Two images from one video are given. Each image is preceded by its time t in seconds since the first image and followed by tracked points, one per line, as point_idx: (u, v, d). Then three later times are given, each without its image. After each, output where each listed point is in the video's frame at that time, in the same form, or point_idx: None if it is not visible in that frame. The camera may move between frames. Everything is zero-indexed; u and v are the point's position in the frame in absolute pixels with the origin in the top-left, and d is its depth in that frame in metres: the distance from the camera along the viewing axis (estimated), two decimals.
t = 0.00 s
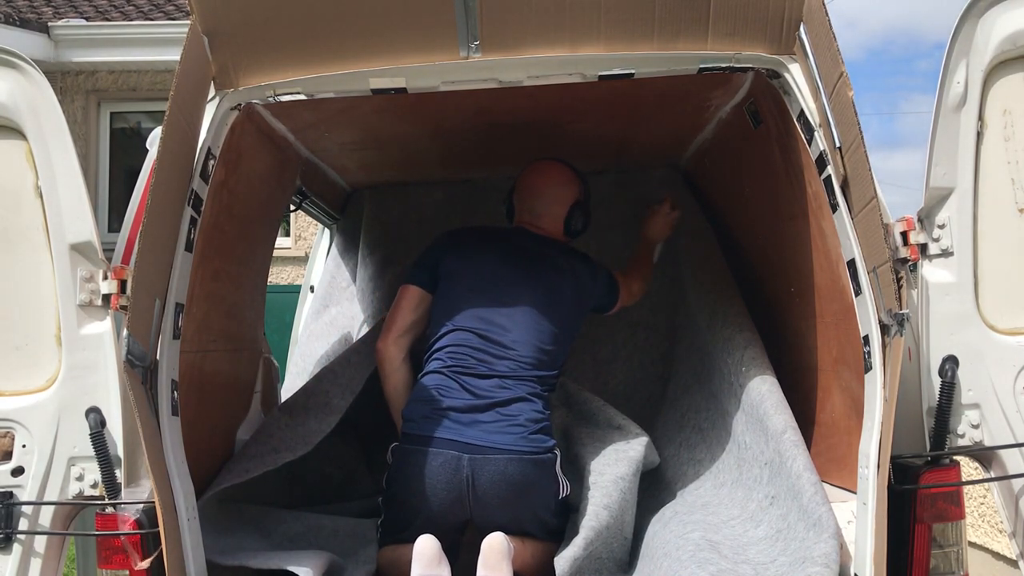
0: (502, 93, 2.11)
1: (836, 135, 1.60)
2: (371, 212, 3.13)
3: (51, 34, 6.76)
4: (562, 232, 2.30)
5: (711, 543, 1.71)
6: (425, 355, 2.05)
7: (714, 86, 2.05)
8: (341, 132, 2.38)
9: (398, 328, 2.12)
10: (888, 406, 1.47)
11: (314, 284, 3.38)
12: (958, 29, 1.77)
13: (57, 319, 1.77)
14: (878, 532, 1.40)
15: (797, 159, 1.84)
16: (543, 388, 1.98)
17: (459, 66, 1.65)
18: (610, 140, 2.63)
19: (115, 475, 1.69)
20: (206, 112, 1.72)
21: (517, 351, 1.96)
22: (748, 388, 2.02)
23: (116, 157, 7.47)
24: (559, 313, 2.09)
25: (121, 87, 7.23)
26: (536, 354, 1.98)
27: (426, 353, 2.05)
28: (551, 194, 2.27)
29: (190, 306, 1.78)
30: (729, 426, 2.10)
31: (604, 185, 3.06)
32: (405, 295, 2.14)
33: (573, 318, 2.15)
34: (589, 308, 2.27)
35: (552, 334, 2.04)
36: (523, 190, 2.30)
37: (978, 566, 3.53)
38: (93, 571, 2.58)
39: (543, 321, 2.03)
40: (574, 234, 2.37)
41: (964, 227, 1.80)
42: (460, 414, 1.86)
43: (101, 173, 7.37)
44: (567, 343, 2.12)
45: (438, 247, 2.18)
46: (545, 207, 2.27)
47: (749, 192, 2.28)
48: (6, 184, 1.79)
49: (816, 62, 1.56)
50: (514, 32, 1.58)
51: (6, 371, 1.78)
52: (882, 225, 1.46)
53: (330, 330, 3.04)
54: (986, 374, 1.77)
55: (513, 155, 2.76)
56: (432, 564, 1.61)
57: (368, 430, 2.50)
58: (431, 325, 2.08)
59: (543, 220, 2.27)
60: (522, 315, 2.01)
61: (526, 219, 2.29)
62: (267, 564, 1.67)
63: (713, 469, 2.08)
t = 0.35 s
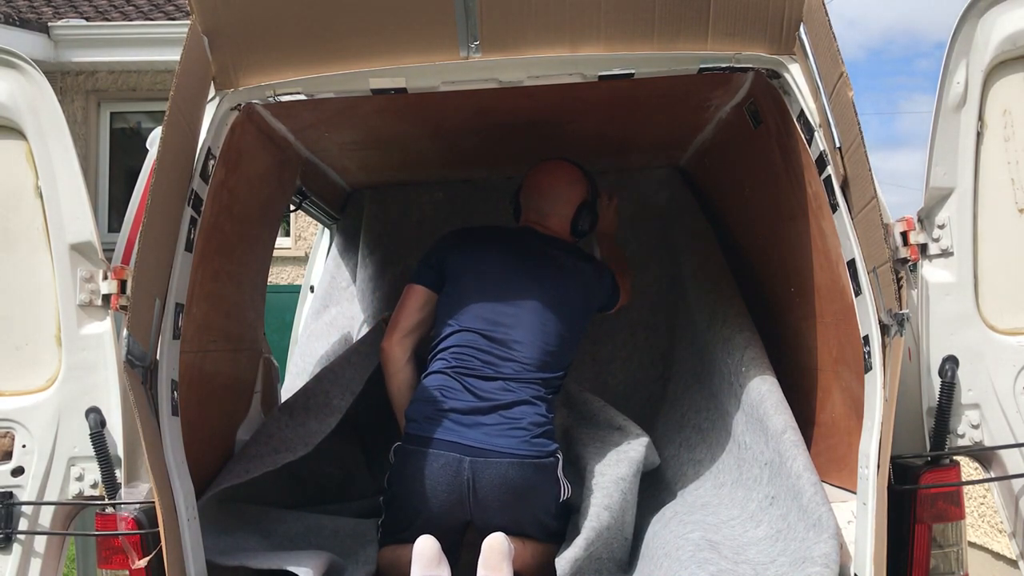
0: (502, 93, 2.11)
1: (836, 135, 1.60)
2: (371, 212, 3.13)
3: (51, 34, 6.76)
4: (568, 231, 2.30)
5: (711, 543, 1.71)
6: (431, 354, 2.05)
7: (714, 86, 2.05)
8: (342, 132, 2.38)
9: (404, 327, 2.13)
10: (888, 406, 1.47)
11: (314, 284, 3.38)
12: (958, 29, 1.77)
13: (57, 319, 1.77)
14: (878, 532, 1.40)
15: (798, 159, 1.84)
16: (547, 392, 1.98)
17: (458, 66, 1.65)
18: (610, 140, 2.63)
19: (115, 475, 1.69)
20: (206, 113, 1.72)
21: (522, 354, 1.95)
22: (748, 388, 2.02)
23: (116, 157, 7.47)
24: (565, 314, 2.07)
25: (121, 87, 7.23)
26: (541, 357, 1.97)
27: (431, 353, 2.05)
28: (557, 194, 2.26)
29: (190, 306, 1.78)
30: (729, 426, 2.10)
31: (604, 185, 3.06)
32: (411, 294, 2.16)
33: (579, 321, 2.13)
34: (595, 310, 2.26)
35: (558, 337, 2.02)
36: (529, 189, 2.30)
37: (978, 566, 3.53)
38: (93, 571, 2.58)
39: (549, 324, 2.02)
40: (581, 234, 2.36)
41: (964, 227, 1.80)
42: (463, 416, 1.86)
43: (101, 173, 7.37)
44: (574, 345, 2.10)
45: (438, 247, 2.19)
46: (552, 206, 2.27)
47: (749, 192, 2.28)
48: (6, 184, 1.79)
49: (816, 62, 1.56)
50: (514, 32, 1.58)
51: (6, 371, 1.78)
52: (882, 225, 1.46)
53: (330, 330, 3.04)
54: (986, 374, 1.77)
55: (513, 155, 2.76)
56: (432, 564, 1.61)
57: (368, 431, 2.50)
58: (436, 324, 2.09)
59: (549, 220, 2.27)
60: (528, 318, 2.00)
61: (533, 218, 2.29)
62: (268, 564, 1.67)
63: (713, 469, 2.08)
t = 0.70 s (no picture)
0: (502, 93, 2.11)
1: (836, 135, 1.59)
2: (371, 212, 3.13)
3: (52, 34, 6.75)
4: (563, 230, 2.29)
5: (711, 543, 1.71)
6: (429, 359, 2.05)
7: (714, 86, 2.05)
8: (341, 132, 2.38)
9: (400, 329, 2.13)
10: (888, 407, 1.47)
11: (314, 284, 3.38)
12: (958, 28, 1.77)
13: (57, 319, 1.77)
14: (878, 533, 1.40)
15: (798, 159, 1.84)
16: (547, 394, 1.98)
17: (458, 66, 1.65)
18: (610, 140, 2.62)
19: (115, 475, 1.69)
20: (206, 113, 1.72)
21: (522, 355, 1.95)
22: (748, 388, 2.02)
23: (116, 157, 7.47)
24: (565, 315, 2.07)
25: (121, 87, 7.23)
26: (541, 359, 1.97)
27: (429, 357, 2.05)
28: (550, 194, 2.26)
29: (191, 306, 1.78)
30: (729, 426, 2.10)
31: (604, 186, 3.06)
32: (407, 297, 2.16)
33: (579, 322, 2.13)
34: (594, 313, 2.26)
35: (558, 338, 2.02)
36: (523, 190, 2.29)
37: (978, 566, 3.53)
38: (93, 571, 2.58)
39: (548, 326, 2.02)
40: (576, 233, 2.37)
41: (964, 227, 1.80)
42: (463, 419, 1.86)
43: (101, 173, 7.36)
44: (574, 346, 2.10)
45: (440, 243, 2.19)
46: (546, 206, 2.26)
47: (749, 192, 2.28)
48: (6, 184, 1.79)
49: (816, 62, 1.56)
50: (515, 32, 1.58)
51: (6, 371, 1.78)
52: (882, 225, 1.46)
53: (330, 330, 3.04)
54: (985, 374, 1.77)
55: (512, 155, 2.76)
56: (432, 565, 1.61)
57: (368, 431, 2.50)
58: (434, 325, 2.09)
59: (544, 220, 2.27)
60: (527, 319, 2.00)
61: (527, 218, 2.28)
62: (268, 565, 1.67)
63: (713, 469, 2.08)
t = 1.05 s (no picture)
0: (502, 93, 2.11)
1: (836, 135, 1.59)
2: (371, 212, 3.13)
3: (51, 34, 6.75)
4: (546, 224, 2.29)
5: (710, 543, 1.71)
6: (426, 361, 2.05)
7: (714, 86, 2.05)
8: (341, 133, 2.38)
9: (399, 341, 2.13)
10: (888, 406, 1.47)
11: (314, 284, 3.37)
12: (958, 28, 1.77)
13: (57, 320, 1.76)
14: (878, 533, 1.40)
15: (797, 159, 1.84)
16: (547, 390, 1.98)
17: (459, 66, 1.65)
18: (609, 140, 2.62)
19: (115, 475, 1.69)
20: (206, 112, 1.72)
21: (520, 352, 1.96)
22: (747, 388, 2.02)
23: (116, 157, 7.47)
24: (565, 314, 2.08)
25: (121, 87, 7.23)
26: (539, 355, 1.98)
27: (427, 359, 2.05)
28: (529, 190, 2.26)
29: (191, 306, 1.78)
30: (729, 426, 2.10)
31: (604, 186, 3.06)
32: (403, 307, 2.16)
33: (574, 319, 2.14)
34: (585, 308, 2.28)
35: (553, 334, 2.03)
36: (506, 188, 2.29)
37: (978, 565, 3.53)
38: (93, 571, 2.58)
39: (545, 323, 2.03)
40: (560, 225, 2.37)
41: (964, 227, 1.80)
42: (462, 416, 1.86)
43: (101, 173, 7.36)
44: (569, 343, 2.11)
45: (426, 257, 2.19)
46: (529, 202, 2.26)
47: (749, 192, 2.28)
48: (6, 184, 1.79)
49: (816, 62, 1.56)
50: (514, 32, 1.58)
51: (6, 371, 1.78)
52: (882, 225, 1.46)
53: (330, 330, 3.04)
54: (985, 374, 1.77)
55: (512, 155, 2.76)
56: (432, 565, 1.61)
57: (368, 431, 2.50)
58: (428, 331, 2.09)
59: (528, 216, 2.26)
60: (524, 317, 2.01)
61: (510, 216, 2.28)
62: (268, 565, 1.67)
63: (713, 469, 2.08)
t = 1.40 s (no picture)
0: (502, 93, 2.11)
1: (836, 135, 1.59)
2: (371, 212, 3.13)
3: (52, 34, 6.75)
4: (540, 221, 2.26)
5: (710, 543, 1.71)
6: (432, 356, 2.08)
7: (714, 86, 2.05)
8: (341, 133, 2.38)
9: (414, 364, 2.19)
10: (888, 407, 1.47)
11: (314, 284, 3.37)
12: (958, 28, 1.77)
13: (56, 320, 1.76)
14: (878, 533, 1.40)
15: (797, 159, 1.84)
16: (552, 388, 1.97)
17: (459, 66, 1.65)
18: (609, 140, 2.62)
19: (115, 475, 1.69)
20: (206, 113, 1.72)
21: (522, 350, 1.96)
22: (748, 388, 2.02)
23: (116, 157, 7.47)
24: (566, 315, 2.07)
25: (121, 87, 7.23)
26: (541, 353, 1.98)
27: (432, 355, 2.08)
28: (517, 189, 2.24)
29: (190, 306, 1.78)
30: (729, 427, 2.10)
31: (604, 186, 3.06)
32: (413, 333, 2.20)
33: (578, 315, 2.13)
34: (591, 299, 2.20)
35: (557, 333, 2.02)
36: (500, 186, 2.27)
37: (978, 566, 3.53)
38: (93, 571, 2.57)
39: (547, 320, 2.02)
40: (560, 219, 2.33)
41: (964, 227, 1.80)
42: (462, 412, 1.87)
43: (101, 173, 7.36)
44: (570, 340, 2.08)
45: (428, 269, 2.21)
46: (523, 200, 2.24)
47: (748, 192, 2.28)
48: (6, 184, 1.79)
49: (816, 62, 1.56)
50: (514, 32, 1.58)
51: (6, 371, 1.78)
52: (882, 225, 1.46)
53: (330, 330, 3.04)
54: (985, 374, 1.77)
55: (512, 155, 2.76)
56: (432, 565, 1.61)
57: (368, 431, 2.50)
58: (435, 333, 2.11)
59: (520, 215, 2.24)
60: (525, 314, 2.01)
61: (505, 212, 2.26)
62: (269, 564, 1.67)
63: (713, 470, 2.08)
